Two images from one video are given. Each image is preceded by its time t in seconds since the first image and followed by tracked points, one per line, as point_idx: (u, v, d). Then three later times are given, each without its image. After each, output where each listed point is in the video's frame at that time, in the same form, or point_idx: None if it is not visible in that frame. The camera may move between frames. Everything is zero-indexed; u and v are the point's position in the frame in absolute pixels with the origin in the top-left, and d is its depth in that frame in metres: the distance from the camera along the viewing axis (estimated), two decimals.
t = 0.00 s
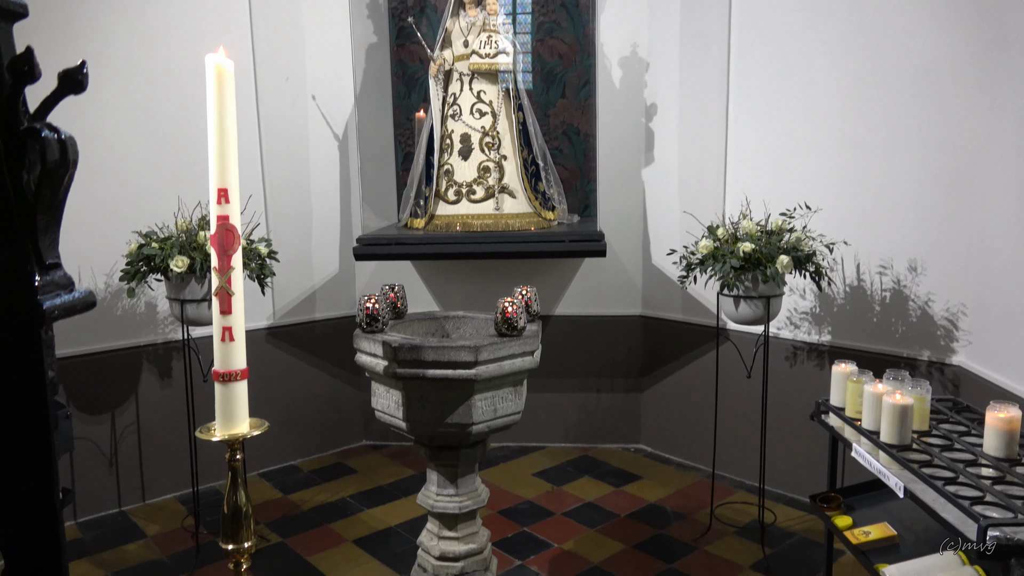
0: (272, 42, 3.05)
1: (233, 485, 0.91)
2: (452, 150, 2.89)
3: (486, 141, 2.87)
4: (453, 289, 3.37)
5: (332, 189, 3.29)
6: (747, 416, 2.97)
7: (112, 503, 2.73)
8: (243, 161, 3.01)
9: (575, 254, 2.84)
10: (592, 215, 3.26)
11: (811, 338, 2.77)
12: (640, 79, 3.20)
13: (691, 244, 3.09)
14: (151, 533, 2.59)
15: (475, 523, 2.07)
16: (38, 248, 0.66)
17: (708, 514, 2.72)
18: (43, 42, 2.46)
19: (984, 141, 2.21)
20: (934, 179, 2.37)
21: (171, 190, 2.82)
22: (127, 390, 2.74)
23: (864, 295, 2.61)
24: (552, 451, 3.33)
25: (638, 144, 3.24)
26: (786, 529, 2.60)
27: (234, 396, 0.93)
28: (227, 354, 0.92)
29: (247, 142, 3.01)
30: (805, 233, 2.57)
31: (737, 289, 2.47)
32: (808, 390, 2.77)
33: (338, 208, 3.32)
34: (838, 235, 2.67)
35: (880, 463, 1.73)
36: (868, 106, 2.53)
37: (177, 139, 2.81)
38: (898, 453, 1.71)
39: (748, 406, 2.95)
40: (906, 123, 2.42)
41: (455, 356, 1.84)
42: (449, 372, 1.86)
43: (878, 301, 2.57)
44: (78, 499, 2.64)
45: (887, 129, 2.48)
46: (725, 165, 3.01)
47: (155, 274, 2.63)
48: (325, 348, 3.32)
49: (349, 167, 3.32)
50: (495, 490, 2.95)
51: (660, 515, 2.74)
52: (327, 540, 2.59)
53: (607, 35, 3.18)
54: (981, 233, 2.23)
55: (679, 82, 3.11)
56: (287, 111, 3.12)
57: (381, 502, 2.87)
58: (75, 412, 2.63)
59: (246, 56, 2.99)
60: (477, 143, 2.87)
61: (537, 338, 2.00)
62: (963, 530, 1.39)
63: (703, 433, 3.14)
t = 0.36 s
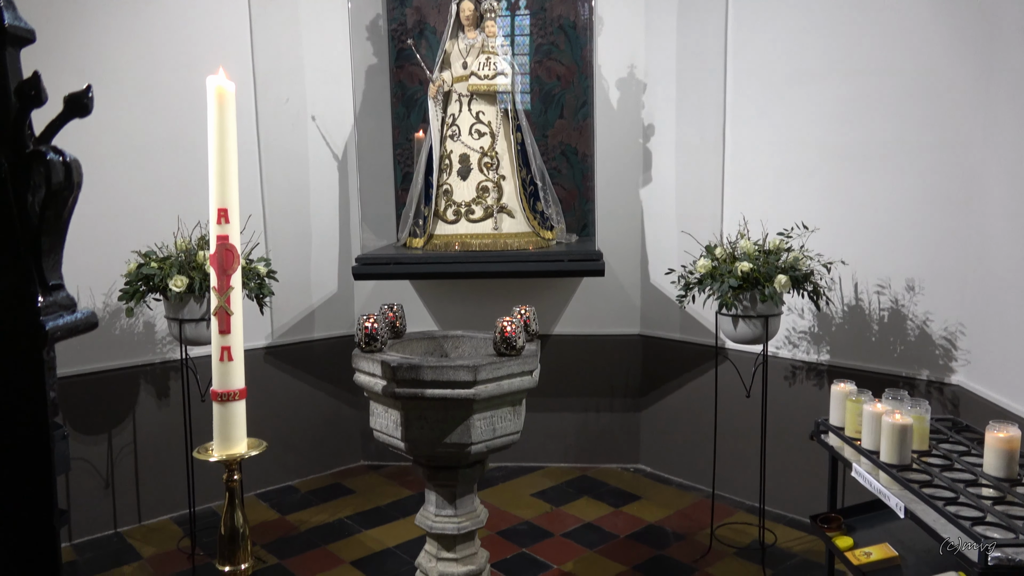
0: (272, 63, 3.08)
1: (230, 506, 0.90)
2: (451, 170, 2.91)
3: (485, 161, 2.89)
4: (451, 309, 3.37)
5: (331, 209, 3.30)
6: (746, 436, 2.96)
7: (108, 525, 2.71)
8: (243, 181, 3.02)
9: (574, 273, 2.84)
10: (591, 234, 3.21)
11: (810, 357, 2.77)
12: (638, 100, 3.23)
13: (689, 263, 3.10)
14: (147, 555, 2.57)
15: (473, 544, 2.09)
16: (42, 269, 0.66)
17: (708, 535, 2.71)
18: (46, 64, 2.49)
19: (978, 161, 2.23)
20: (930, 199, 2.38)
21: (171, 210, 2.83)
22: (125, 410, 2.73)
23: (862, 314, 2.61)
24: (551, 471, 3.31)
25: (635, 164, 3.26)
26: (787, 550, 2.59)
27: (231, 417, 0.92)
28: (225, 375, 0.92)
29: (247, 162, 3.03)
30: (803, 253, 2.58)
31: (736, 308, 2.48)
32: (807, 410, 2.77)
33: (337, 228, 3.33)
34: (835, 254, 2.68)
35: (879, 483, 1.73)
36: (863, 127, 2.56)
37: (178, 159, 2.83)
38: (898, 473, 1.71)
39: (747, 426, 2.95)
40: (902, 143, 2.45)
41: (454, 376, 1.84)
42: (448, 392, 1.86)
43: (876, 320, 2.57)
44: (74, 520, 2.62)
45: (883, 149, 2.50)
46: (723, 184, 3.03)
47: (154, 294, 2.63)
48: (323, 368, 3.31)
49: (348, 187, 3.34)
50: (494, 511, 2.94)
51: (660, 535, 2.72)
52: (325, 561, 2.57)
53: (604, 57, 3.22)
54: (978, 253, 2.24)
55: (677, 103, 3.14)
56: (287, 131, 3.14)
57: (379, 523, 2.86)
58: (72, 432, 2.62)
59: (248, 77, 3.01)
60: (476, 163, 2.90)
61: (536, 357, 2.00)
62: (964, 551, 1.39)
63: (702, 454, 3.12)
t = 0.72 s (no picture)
0: (274, 82, 3.10)
1: (228, 525, 0.89)
2: (451, 188, 2.94)
3: (485, 179, 2.92)
4: (451, 325, 3.37)
5: (332, 226, 3.31)
6: (746, 454, 2.95)
7: (105, 544, 2.69)
8: (243, 198, 3.03)
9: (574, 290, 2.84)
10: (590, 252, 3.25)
11: (809, 375, 2.77)
12: (637, 119, 3.25)
13: (688, 280, 3.11)
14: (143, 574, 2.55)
15: (473, 563, 2.08)
16: (45, 288, 0.67)
17: (709, 554, 2.69)
18: (49, 82, 2.50)
19: (975, 180, 2.24)
20: (927, 217, 2.40)
21: (172, 227, 2.84)
22: (123, 427, 2.72)
23: (861, 331, 2.62)
24: (551, 490, 3.30)
25: (634, 182, 3.28)
26: (788, 569, 2.57)
27: (231, 435, 0.92)
28: (224, 393, 0.92)
29: (247, 179, 3.04)
30: (802, 270, 2.59)
31: (735, 326, 2.48)
32: (807, 428, 2.76)
33: (337, 245, 3.34)
34: (834, 272, 2.69)
35: (880, 501, 1.72)
36: (861, 145, 2.57)
37: (179, 176, 2.84)
38: (899, 492, 1.71)
39: (747, 443, 2.94)
40: (899, 162, 2.46)
41: (453, 393, 1.85)
42: (447, 409, 1.86)
43: (876, 337, 2.58)
44: (70, 539, 2.60)
45: (880, 168, 2.52)
46: (721, 202, 3.04)
47: (153, 311, 2.62)
48: (323, 385, 3.30)
49: (349, 204, 3.35)
50: (493, 529, 2.92)
51: (660, 554, 2.71)
52: None
53: (603, 77, 3.24)
54: (976, 270, 2.25)
55: (675, 122, 3.16)
56: (288, 149, 3.16)
57: (377, 541, 2.84)
58: (70, 450, 2.61)
59: (249, 95, 3.03)
60: (476, 181, 2.92)
61: (536, 374, 2.00)
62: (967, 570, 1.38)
63: (703, 471, 3.11)
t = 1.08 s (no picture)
0: (273, 96, 3.11)
1: (225, 540, 0.88)
2: (450, 201, 2.95)
3: (483, 192, 2.93)
4: (449, 338, 3.36)
5: (330, 239, 3.32)
6: (746, 467, 2.94)
7: (100, 559, 2.67)
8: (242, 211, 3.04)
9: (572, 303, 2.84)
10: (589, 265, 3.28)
11: (808, 387, 2.77)
12: (634, 132, 3.26)
13: (687, 293, 3.11)
14: None
15: None
16: (43, 302, 0.68)
17: (708, 567, 2.68)
18: (49, 97, 2.51)
19: (972, 192, 2.25)
20: (925, 229, 2.40)
21: (171, 240, 2.84)
22: (120, 441, 2.71)
23: (860, 343, 2.62)
24: (549, 503, 3.28)
25: (632, 194, 3.29)
26: None
27: (228, 448, 0.92)
28: (223, 406, 0.92)
29: (247, 192, 3.04)
30: (800, 283, 2.59)
31: (734, 338, 2.48)
32: (807, 440, 2.76)
33: (336, 257, 3.34)
34: (832, 284, 2.69)
35: (881, 514, 1.72)
36: (858, 158, 2.59)
37: (178, 190, 2.85)
38: (899, 504, 1.70)
39: (747, 456, 2.93)
40: (897, 174, 2.47)
41: (451, 406, 1.84)
42: (446, 422, 1.86)
43: (875, 350, 2.57)
44: (66, 554, 2.58)
45: (877, 180, 2.53)
46: (719, 215, 3.05)
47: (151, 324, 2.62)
48: (321, 398, 3.29)
49: (347, 217, 3.36)
50: (491, 543, 2.90)
51: (660, 568, 2.69)
52: None
53: (601, 90, 3.25)
54: (974, 283, 2.25)
55: (673, 135, 3.18)
56: (287, 162, 3.17)
57: (375, 556, 2.82)
58: (66, 464, 2.59)
59: (248, 109, 3.05)
60: (475, 194, 2.93)
61: (534, 387, 2.00)
62: None
63: (702, 484, 3.10)
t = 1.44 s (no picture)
0: (272, 109, 3.13)
1: (221, 555, 0.88)
2: (448, 215, 2.95)
3: (481, 206, 2.94)
4: (447, 351, 3.36)
5: (329, 252, 3.32)
6: (745, 480, 2.93)
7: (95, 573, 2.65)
8: (240, 224, 3.04)
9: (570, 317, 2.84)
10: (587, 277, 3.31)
11: (806, 401, 2.77)
12: (632, 146, 3.28)
13: (685, 306, 3.12)
14: None
15: None
16: (43, 317, 0.69)
17: None
18: (49, 110, 2.52)
19: (968, 206, 2.26)
20: (921, 243, 2.41)
21: (169, 253, 2.84)
22: (116, 454, 2.70)
23: (858, 357, 2.62)
24: (547, 517, 3.26)
25: (630, 208, 3.30)
26: None
27: (226, 462, 0.92)
28: (220, 420, 0.92)
29: (245, 205, 3.05)
30: (798, 296, 2.60)
31: (732, 351, 2.49)
32: (805, 454, 2.75)
33: (334, 270, 3.34)
34: (830, 298, 2.70)
35: (880, 529, 1.72)
36: (855, 172, 2.60)
37: (177, 202, 2.85)
38: (898, 518, 1.70)
39: (746, 470, 2.92)
40: (893, 187, 2.48)
41: (449, 420, 1.85)
42: (444, 436, 1.86)
43: (873, 363, 2.58)
44: (60, 569, 2.56)
45: (874, 194, 2.54)
46: (717, 229, 3.06)
47: (149, 337, 2.62)
48: (319, 411, 3.28)
49: (345, 230, 3.36)
50: (489, 558, 2.88)
51: None
52: None
53: (598, 104, 3.27)
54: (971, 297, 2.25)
55: (670, 149, 3.19)
56: (286, 175, 3.18)
57: (372, 570, 2.80)
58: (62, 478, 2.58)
59: (248, 122, 3.06)
60: (473, 207, 2.94)
61: (532, 401, 2.00)
62: None
63: (701, 498, 3.09)
